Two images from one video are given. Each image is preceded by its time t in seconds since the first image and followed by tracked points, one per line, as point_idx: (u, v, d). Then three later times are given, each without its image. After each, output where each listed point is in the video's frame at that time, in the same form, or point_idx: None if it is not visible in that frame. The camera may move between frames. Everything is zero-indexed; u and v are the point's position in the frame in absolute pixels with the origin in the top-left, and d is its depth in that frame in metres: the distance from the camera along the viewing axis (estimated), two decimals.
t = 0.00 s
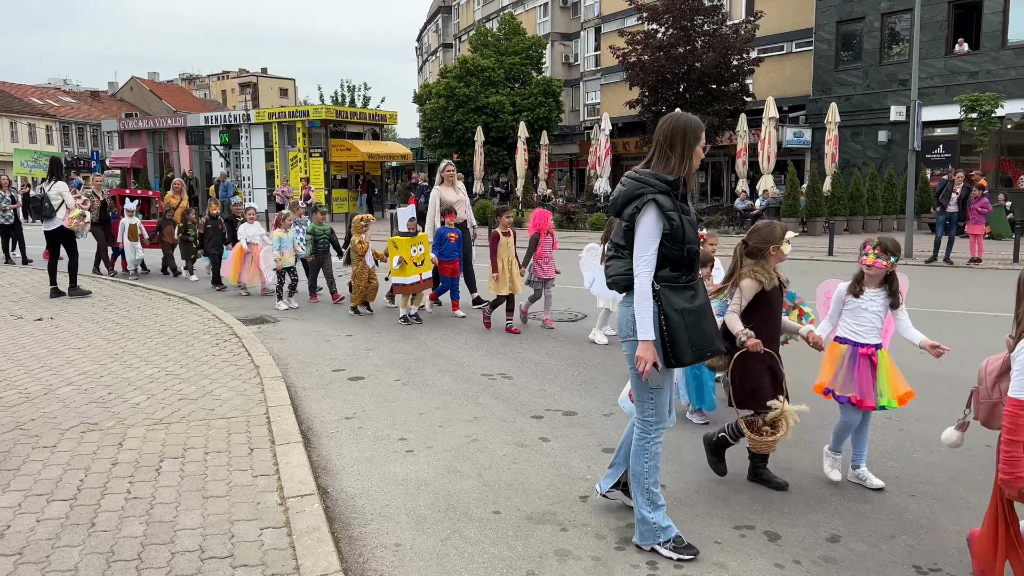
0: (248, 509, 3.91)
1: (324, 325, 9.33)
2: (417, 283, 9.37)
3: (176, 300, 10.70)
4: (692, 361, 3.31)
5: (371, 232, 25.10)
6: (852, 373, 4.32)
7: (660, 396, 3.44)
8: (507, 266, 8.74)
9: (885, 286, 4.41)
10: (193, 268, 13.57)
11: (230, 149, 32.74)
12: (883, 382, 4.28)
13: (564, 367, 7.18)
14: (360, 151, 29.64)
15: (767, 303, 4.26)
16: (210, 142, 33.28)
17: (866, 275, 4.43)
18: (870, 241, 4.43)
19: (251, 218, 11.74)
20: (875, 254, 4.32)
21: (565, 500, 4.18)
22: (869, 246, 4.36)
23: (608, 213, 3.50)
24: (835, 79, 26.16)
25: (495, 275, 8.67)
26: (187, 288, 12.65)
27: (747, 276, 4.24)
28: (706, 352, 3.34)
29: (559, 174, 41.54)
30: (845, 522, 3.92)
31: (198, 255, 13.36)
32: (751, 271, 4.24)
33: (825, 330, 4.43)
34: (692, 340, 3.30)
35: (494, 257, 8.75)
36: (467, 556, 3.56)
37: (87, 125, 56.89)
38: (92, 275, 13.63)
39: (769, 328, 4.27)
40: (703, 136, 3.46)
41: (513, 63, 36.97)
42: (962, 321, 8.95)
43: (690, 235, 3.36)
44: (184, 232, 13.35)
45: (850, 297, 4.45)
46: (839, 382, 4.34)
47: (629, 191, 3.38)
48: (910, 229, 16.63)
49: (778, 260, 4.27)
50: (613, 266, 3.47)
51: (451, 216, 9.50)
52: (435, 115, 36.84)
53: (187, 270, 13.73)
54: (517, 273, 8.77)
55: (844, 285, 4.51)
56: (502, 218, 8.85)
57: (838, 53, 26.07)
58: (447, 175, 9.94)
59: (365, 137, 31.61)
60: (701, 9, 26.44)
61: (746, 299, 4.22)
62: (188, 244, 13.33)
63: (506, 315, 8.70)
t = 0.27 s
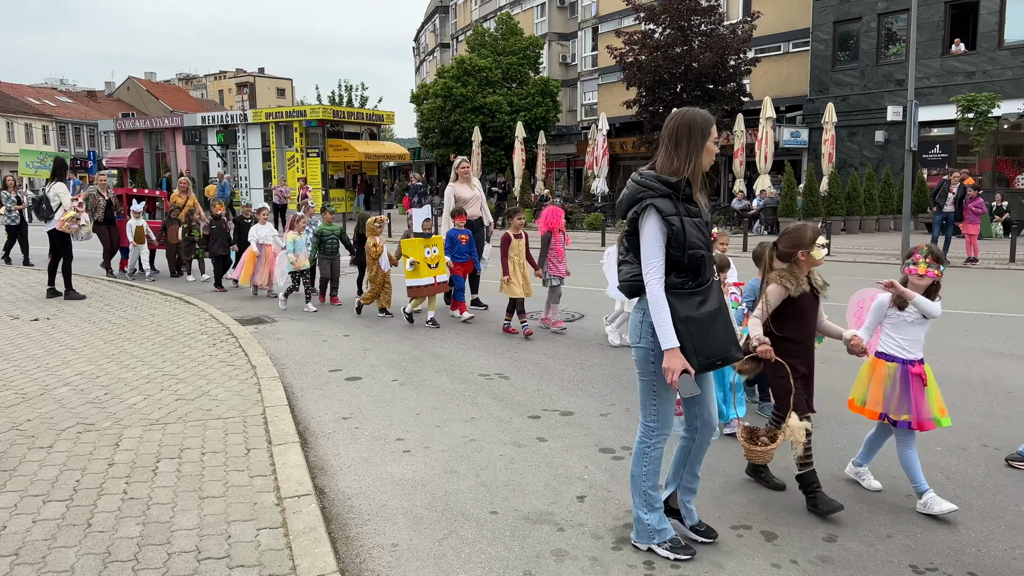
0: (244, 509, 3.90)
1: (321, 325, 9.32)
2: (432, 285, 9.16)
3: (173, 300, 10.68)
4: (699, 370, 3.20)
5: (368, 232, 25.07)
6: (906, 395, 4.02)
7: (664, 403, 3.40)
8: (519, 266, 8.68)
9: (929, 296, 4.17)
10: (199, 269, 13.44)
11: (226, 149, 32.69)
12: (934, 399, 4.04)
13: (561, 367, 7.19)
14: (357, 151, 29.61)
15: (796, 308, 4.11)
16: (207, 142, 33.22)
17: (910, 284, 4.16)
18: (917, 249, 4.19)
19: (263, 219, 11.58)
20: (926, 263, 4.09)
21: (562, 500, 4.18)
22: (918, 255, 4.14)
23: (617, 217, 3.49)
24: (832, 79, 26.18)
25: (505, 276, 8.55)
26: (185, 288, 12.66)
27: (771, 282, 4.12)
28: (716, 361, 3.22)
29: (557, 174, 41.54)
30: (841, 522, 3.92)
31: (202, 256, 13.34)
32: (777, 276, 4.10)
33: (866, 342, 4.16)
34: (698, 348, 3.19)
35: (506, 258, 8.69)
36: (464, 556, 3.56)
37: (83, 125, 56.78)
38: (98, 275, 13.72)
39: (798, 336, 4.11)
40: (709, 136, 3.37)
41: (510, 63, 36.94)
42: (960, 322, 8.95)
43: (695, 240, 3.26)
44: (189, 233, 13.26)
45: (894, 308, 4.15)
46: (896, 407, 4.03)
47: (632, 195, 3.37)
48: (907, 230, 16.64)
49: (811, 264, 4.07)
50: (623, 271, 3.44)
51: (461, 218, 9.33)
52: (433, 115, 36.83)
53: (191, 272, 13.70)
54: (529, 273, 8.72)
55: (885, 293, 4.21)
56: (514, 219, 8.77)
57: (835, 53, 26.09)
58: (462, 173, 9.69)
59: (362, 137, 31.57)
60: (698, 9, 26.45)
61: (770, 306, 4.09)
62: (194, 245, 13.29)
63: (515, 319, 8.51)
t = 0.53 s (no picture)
0: (242, 510, 3.89)
1: (319, 326, 9.32)
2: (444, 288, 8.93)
3: (171, 301, 10.68)
4: (718, 389, 3.01)
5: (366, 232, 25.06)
6: (946, 400, 3.86)
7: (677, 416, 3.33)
8: (532, 270, 8.47)
9: (973, 298, 3.97)
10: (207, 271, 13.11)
11: (224, 149, 32.66)
12: (982, 407, 3.82)
13: (559, 367, 7.18)
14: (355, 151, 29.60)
15: (835, 314, 3.87)
16: (205, 142, 33.19)
17: (950, 287, 3.97)
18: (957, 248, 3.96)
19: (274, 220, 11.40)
20: (967, 267, 3.87)
21: (560, 500, 4.18)
22: (958, 256, 3.90)
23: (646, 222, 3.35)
24: (830, 79, 26.21)
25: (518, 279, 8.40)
26: (182, 288, 12.66)
27: (805, 284, 3.93)
28: (738, 382, 3.01)
29: (555, 174, 41.56)
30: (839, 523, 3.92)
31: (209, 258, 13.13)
32: (811, 278, 3.91)
33: (905, 349, 4.01)
34: (717, 369, 2.99)
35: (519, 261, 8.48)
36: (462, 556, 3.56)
37: (81, 125, 56.69)
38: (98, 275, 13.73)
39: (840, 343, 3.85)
40: (736, 138, 3.09)
41: (508, 63, 36.93)
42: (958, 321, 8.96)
43: (716, 253, 3.01)
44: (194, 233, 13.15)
45: (932, 311, 3.98)
46: (933, 414, 3.89)
47: (655, 202, 3.21)
48: (904, 229, 16.64)
49: (844, 266, 3.86)
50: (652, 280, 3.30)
51: (470, 219, 9.42)
52: (431, 115, 36.85)
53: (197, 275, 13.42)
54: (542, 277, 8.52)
55: (925, 296, 4.04)
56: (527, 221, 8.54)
57: (833, 53, 26.11)
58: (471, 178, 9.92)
59: (360, 137, 31.57)
60: (696, 9, 26.48)
61: (804, 311, 3.90)
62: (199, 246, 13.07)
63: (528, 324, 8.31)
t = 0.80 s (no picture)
0: (240, 510, 3.89)
1: (318, 326, 9.31)
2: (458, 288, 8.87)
3: (169, 301, 10.67)
4: (762, 394, 2.81)
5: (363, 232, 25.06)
6: (988, 419, 3.73)
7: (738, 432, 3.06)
8: (549, 273, 8.37)
9: None
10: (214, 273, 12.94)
11: (222, 149, 32.63)
12: None
13: (558, 367, 7.18)
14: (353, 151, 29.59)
15: (877, 323, 3.76)
16: (203, 142, 33.17)
17: (1010, 301, 3.82)
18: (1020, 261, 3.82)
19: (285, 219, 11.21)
20: None
21: (558, 500, 4.18)
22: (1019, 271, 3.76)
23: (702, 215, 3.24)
24: (828, 79, 26.22)
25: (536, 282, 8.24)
26: (181, 288, 12.66)
27: (849, 293, 3.81)
28: (785, 388, 2.79)
29: (553, 174, 41.57)
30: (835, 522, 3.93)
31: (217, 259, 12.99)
32: (853, 287, 3.80)
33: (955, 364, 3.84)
34: (761, 371, 2.80)
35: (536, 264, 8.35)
36: (461, 557, 3.56)
37: (79, 125, 56.61)
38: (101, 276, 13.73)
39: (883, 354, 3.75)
40: (791, 127, 2.92)
41: (507, 63, 36.91)
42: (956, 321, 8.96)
43: (761, 247, 2.85)
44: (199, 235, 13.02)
45: (988, 325, 3.84)
46: (972, 431, 3.76)
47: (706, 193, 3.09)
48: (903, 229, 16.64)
49: (883, 272, 3.81)
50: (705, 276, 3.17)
51: (484, 219, 9.03)
52: (429, 115, 36.86)
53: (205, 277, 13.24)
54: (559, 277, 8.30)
55: (983, 309, 3.89)
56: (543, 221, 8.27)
57: (832, 53, 26.13)
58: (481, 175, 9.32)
59: (358, 137, 31.55)
60: (695, 9, 26.50)
61: (844, 321, 3.77)
62: (205, 247, 12.98)
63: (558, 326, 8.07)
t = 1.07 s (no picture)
0: (239, 510, 3.89)
1: (317, 326, 9.30)
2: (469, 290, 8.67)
3: (168, 301, 10.66)
4: (785, 394, 2.58)
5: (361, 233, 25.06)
6: None
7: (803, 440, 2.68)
8: (570, 274, 7.98)
9: None
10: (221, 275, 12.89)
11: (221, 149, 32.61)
12: None
13: (556, 367, 7.18)
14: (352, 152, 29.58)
15: (927, 326, 3.55)
16: (202, 142, 33.16)
17: None
18: None
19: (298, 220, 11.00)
20: None
21: (557, 500, 4.18)
22: None
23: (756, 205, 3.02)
24: (827, 79, 26.23)
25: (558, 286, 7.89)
26: (181, 288, 12.66)
27: (900, 293, 3.67)
28: (810, 392, 2.55)
29: (552, 174, 41.58)
30: (834, 522, 3.93)
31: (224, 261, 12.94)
32: (902, 288, 3.66)
33: None
34: (786, 369, 2.56)
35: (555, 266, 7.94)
36: (459, 557, 3.56)
37: (77, 126, 56.57)
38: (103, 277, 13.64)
39: (929, 360, 3.54)
40: (852, 119, 2.68)
41: (506, 63, 36.91)
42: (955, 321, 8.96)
43: (807, 240, 2.60)
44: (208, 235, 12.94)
45: None
46: None
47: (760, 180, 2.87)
48: (902, 229, 16.64)
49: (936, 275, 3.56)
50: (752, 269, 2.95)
51: (499, 219, 8.73)
52: (428, 115, 36.85)
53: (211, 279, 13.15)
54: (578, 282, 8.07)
55: None
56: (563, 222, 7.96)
57: (830, 53, 26.15)
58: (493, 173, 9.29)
59: (357, 137, 31.54)
60: (693, 9, 26.52)
61: (896, 324, 3.62)
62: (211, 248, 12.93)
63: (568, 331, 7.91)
